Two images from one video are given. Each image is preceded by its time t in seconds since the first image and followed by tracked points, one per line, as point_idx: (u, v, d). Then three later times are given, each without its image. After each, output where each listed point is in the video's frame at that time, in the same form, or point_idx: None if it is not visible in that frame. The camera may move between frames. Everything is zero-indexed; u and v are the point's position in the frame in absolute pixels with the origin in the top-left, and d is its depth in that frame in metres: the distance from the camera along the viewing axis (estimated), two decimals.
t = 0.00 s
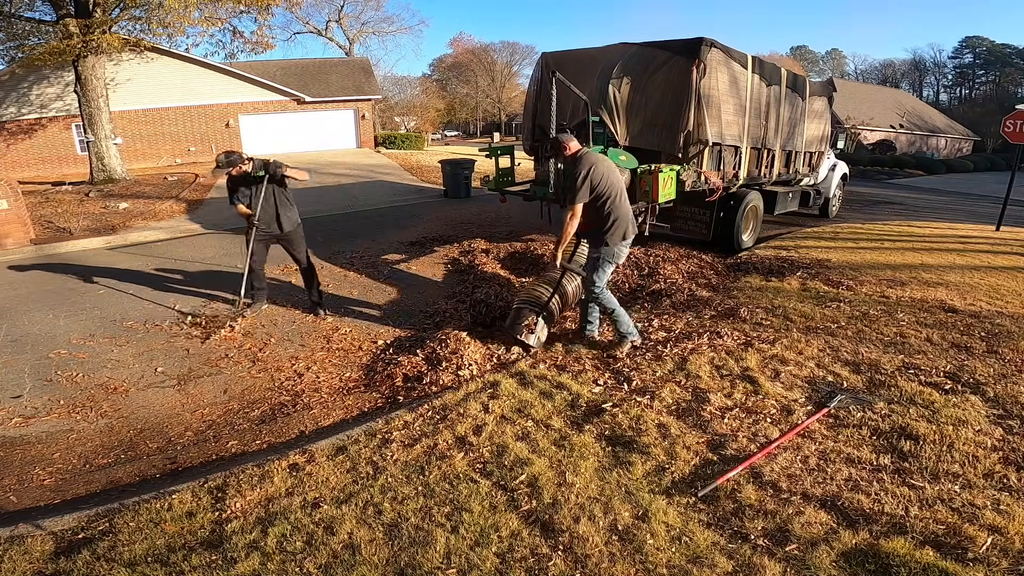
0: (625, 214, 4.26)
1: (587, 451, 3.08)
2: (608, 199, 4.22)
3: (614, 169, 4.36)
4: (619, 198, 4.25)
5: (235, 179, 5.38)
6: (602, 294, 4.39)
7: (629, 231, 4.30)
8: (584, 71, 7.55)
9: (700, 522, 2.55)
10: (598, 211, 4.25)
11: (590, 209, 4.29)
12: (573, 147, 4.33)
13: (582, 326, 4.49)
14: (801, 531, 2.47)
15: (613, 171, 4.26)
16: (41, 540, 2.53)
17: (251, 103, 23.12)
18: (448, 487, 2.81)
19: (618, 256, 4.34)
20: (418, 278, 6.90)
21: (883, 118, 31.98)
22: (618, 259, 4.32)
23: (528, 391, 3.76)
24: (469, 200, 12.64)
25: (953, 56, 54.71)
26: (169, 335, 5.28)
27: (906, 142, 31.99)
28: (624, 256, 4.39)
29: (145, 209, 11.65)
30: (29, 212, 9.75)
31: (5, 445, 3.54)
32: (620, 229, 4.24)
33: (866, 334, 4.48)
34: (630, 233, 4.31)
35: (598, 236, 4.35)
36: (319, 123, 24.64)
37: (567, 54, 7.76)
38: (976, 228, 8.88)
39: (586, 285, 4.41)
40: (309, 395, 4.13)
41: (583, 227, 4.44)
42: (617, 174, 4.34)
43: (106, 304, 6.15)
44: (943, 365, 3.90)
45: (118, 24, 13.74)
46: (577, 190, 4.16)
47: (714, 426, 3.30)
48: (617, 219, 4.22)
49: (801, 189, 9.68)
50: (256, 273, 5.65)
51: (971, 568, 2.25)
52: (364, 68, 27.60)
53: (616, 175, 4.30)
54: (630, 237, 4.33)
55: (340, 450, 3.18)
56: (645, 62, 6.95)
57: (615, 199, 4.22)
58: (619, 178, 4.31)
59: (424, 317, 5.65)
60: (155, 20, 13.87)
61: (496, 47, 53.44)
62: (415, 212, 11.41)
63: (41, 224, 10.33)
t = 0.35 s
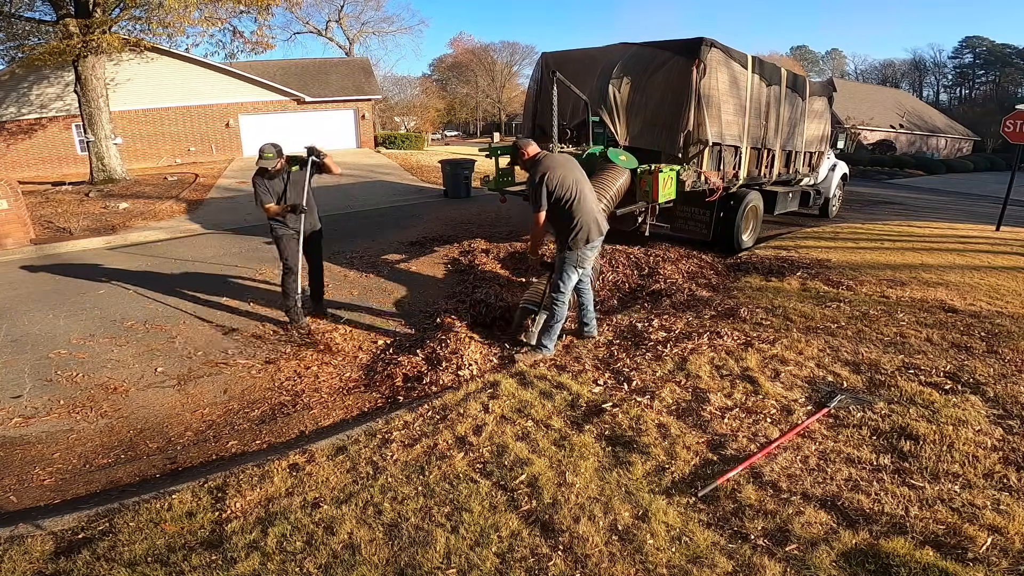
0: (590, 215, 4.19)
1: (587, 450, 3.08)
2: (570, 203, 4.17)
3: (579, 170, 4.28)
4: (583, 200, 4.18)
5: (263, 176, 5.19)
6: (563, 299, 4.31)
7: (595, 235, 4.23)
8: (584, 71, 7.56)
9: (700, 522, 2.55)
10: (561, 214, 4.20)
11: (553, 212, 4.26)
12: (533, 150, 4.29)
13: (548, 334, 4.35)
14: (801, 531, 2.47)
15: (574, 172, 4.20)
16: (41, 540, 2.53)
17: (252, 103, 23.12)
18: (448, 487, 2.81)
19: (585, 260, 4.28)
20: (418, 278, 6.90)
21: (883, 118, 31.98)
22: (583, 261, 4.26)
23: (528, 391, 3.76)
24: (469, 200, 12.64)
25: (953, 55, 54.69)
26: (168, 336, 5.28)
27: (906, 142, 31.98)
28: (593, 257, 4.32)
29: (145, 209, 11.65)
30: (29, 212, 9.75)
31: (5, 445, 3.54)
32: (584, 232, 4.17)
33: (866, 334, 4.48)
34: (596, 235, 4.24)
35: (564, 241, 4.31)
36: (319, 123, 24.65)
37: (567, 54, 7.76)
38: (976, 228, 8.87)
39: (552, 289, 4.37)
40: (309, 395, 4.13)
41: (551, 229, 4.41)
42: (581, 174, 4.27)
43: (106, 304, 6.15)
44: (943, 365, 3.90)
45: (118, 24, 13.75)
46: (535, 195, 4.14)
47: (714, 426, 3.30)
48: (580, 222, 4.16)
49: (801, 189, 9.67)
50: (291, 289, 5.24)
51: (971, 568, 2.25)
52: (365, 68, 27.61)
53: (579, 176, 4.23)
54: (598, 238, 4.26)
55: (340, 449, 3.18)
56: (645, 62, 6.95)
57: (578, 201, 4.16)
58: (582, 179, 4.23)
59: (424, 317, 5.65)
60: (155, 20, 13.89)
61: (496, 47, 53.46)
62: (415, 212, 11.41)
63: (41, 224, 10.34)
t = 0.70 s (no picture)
0: (576, 218, 4.16)
1: (587, 450, 3.08)
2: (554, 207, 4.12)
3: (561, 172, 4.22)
4: (568, 203, 4.14)
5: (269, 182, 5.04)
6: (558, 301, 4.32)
7: (582, 237, 4.22)
8: (584, 71, 7.56)
9: (700, 522, 2.55)
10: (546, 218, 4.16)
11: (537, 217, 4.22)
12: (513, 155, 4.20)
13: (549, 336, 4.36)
14: (801, 531, 2.47)
15: (557, 176, 4.14)
16: (41, 540, 2.53)
17: (251, 102, 23.11)
18: (448, 487, 2.81)
19: (573, 262, 4.28)
20: (418, 278, 6.90)
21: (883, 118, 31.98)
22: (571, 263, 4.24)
23: (528, 391, 3.76)
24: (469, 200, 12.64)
25: (953, 55, 54.69)
26: (168, 336, 5.27)
27: (906, 142, 31.98)
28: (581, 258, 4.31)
29: (145, 209, 11.65)
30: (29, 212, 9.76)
31: (4, 445, 3.54)
32: (570, 234, 4.14)
33: (866, 334, 4.48)
34: (583, 237, 4.23)
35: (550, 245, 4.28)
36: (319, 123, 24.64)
37: (567, 54, 7.76)
38: (976, 228, 8.87)
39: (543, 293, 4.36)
40: (309, 395, 4.13)
41: (536, 232, 4.36)
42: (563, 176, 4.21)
43: (106, 304, 6.15)
44: (943, 365, 3.90)
45: (118, 24, 13.76)
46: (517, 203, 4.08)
47: (714, 426, 3.30)
48: (565, 226, 4.13)
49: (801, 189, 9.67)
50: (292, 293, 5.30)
51: (971, 568, 2.25)
52: (365, 68, 27.61)
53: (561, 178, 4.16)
54: (584, 239, 4.25)
55: (340, 449, 3.18)
56: (645, 62, 6.95)
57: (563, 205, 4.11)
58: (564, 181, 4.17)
59: (424, 317, 5.65)
60: (155, 20, 13.91)
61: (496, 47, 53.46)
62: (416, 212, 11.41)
63: (41, 224, 10.34)
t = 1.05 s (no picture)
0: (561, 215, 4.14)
1: (586, 450, 3.08)
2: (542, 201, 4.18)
3: (560, 168, 4.24)
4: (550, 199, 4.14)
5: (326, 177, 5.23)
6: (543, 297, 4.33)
7: (559, 235, 4.16)
8: (584, 71, 7.56)
9: (700, 522, 2.55)
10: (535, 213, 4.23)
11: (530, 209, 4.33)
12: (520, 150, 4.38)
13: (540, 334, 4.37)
14: (801, 531, 2.47)
15: (550, 171, 4.19)
16: (41, 540, 2.53)
17: (251, 103, 23.11)
18: (448, 487, 2.81)
19: (552, 260, 4.23)
20: (418, 278, 6.90)
21: (882, 118, 31.99)
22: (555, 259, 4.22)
23: (528, 390, 3.77)
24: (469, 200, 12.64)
25: (953, 55, 54.69)
26: (168, 336, 5.27)
27: (906, 142, 31.97)
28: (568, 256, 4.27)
29: (145, 209, 11.65)
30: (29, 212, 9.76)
31: (5, 445, 3.54)
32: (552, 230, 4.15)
33: (866, 334, 4.48)
34: (561, 235, 4.17)
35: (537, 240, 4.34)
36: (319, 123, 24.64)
37: (567, 54, 7.76)
38: (976, 228, 8.87)
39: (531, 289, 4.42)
40: (309, 395, 4.13)
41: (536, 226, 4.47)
42: (559, 173, 4.23)
43: (106, 304, 6.15)
44: (942, 365, 3.90)
45: (118, 24, 13.76)
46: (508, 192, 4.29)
47: (714, 426, 3.30)
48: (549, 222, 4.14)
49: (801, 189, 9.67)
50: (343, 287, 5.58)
51: (971, 568, 2.25)
52: (365, 68, 27.61)
53: (554, 174, 4.20)
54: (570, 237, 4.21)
55: (340, 449, 3.18)
56: (645, 62, 6.96)
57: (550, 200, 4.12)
58: (557, 177, 4.19)
59: (424, 317, 5.65)
60: (155, 20, 13.96)
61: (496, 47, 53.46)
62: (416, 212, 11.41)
63: (41, 224, 10.34)
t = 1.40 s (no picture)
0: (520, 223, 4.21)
1: (587, 450, 3.08)
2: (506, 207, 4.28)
3: (529, 176, 4.28)
4: (516, 207, 4.22)
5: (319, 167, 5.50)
6: (510, 299, 4.48)
7: (524, 243, 4.25)
8: (584, 71, 7.56)
9: (700, 522, 2.56)
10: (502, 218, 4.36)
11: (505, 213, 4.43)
12: (499, 154, 4.42)
13: (508, 332, 4.57)
14: (801, 531, 2.47)
15: (513, 179, 4.24)
16: (41, 540, 2.53)
17: (251, 103, 23.10)
18: (448, 487, 2.81)
19: (521, 266, 4.34)
20: (418, 278, 6.90)
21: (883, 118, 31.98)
22: (517, 265, 4.33)
23: (528, 390, 3.77)
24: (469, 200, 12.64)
25: (953, 55, 54.68)
26: (167, 336, 5.27)
27: (906, 142, 31.97)
28: (531, 263, 4.33)
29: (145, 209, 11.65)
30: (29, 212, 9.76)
31: (4, 445, 3.54)
32: (514, 238, 4.26)
33: (866, 334, 4.48)
34: (527, 243, 4.25)
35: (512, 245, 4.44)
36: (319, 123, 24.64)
37: (567, 54, 7.76)
38: (976, 228, 8.86)
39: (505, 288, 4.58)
40: (309, 395, 4.13)
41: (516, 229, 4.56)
42: (524, 180, 4.26)
43: (106, 304, 6.15)
44: (943, 365, 3.90)
45: (118, 24, 13.76)
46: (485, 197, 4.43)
47: (714, 426, 3.30)
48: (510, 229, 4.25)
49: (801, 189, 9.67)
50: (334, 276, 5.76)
51: (971, 568, 2.25)
52: (365, 68, 27.61)
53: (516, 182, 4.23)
54: (530, 245, 4.26)
55: (340, 450, 3.18)
56: (645, 62, 6.96)
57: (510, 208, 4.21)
58: (520, 185, 4.23)
59: (424, 317, 5.65)
60: (155, 20, 13.95)
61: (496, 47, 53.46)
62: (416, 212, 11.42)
63: (41, 224, 10.34)
